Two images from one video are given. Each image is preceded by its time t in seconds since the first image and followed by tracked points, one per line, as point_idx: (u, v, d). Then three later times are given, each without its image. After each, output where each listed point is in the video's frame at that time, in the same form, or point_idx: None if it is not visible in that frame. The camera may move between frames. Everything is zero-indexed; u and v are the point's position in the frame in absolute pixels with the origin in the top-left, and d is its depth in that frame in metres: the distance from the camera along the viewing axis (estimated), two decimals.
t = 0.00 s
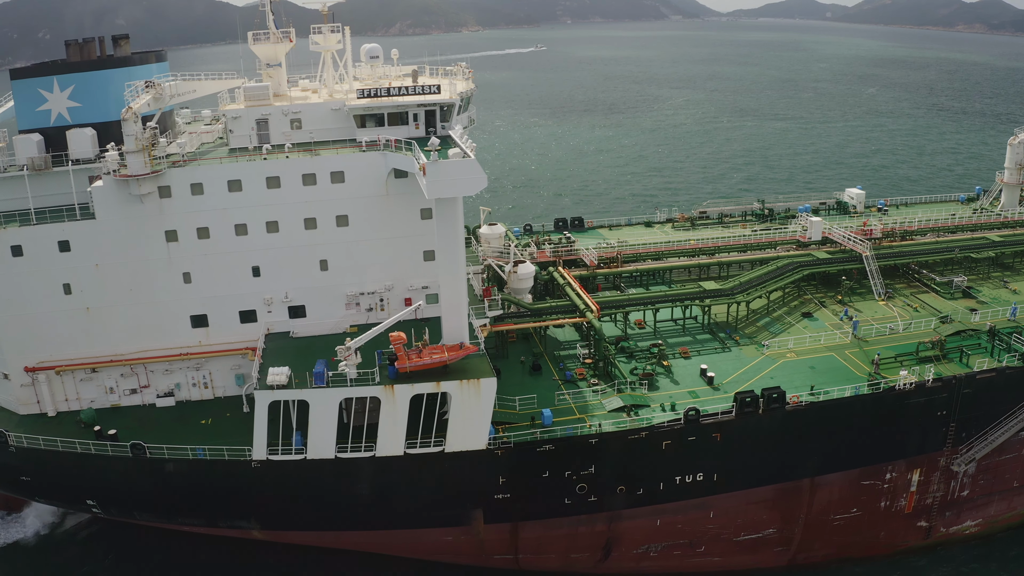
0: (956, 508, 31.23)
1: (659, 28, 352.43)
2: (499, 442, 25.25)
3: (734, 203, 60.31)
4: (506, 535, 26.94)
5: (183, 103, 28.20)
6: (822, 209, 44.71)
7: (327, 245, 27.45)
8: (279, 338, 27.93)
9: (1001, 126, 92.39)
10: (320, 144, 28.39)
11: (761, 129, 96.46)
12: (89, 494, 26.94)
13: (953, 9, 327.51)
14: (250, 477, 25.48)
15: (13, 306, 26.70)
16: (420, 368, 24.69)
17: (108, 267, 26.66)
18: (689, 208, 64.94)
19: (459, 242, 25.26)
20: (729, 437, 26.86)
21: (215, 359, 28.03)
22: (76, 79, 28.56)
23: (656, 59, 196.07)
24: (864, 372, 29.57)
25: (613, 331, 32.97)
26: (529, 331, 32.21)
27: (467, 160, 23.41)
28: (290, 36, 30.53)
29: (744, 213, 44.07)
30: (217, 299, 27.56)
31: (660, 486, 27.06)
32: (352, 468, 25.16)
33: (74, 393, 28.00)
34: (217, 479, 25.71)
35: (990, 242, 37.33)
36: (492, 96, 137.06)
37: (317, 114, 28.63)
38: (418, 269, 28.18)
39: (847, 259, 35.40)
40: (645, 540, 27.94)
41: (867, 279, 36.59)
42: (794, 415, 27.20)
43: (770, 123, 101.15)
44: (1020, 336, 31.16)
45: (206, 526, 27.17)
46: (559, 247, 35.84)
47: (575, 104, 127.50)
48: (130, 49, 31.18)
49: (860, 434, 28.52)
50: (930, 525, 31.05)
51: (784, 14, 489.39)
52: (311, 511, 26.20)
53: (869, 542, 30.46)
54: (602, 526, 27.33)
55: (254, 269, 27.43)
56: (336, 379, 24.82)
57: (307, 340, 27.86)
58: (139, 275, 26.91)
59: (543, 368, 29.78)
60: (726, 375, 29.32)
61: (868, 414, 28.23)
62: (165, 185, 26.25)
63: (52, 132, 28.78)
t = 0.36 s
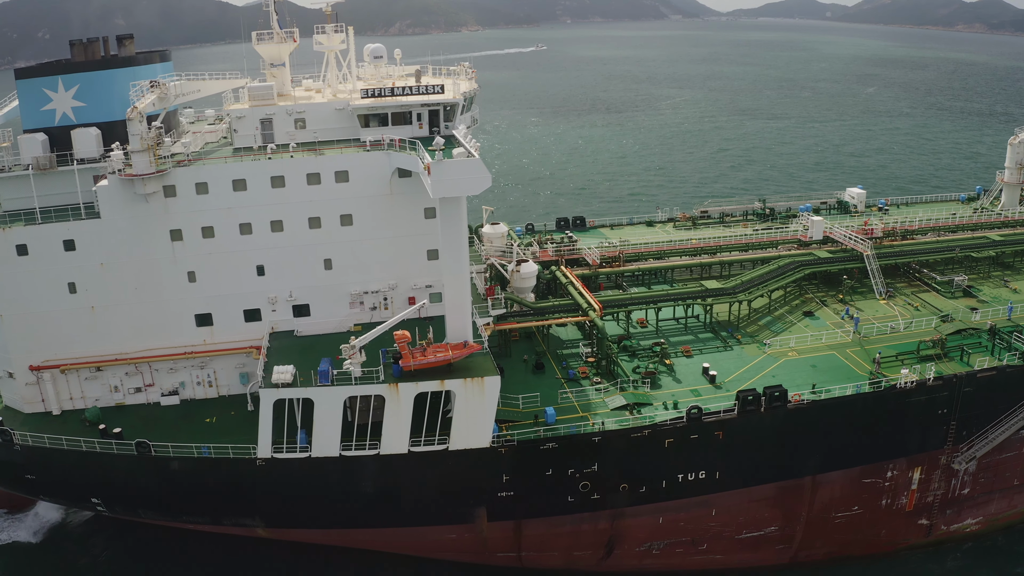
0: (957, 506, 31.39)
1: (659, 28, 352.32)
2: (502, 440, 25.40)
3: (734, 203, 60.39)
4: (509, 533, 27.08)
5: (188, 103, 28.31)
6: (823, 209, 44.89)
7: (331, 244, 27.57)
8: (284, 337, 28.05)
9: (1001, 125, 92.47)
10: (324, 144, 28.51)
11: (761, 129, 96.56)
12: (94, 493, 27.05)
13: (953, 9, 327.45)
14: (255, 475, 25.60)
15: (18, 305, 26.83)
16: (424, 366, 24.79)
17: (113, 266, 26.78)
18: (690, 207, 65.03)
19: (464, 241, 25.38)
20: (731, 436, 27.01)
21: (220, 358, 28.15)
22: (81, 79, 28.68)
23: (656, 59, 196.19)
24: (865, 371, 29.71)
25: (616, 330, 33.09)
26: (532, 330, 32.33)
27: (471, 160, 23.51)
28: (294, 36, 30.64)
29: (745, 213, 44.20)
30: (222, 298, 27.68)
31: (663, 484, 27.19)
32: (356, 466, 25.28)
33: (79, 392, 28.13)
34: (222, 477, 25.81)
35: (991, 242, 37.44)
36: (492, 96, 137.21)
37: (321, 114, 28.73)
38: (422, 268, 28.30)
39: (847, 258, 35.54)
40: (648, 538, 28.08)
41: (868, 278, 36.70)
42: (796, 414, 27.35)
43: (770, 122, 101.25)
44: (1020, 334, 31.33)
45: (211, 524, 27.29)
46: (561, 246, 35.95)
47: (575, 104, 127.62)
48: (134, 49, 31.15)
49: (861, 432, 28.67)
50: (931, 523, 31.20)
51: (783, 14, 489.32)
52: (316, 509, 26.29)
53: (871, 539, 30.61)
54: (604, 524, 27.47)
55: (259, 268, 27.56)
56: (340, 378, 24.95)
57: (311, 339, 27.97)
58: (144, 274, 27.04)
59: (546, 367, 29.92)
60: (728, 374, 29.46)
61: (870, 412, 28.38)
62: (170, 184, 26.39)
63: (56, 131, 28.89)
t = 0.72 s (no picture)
0: (955, 504, 31.51)
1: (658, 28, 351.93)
2: (501, 438, 25.53)
3: (734, 202, 60.44)
4: (508, 531, 27.21)
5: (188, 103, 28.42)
6: (822, 208, 44.94)
7: (331, 243, 27.68)
8: (284, 335, 28.17)
9: (1000, 125, 92.57)
10: (324, 143, 28.64)
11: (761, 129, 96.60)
12: (95, 490, 27.19)
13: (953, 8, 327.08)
14: (255, 472, 25.73)
15: (19, 304, 26.97)
16: (423, 364, 24.89)
17: (114, 265, 26.92)
18: (690, 207, 65.05)
19: (463, 241, 25.51)
20: (730, 434, 27.14)
21: (220, 356, 28.30)
22: (82, 78, 28.83)
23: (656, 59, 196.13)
24: (863, 369, 29.83)
25: (615, 329, 33.21)
26: (531, 329, 32.43)
27: (471, 158, 23.49)
28: (294, 36, 30.77)
29: (745, 212, 44.36)
30: (222, 297, 27.81)
31: (662, 482, 27.31)
32: (356, 464, 25.40)
33: (80, 390, 28.26)
34: (222, 475, 25.95)
35: (989, 241, 37.52)
36: (492, 96, 137.19)
37: (321, 114, 28.84)
38: (422, 267, 28.41)
39: (846, 257, 35.67)
40: (646, 535, 28.21)
41: (867, 277, 36.78)
42: (794, 412, 27.49)
43: (770, 121, 101.29)
44: (1018, 333, 31.50)
45: (211, 521, 27.42)
46: (561, 245, 35.90)
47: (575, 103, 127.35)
48: (135, 48, 31.12)
49: (859, 430, 28.80)
50: (928, 521, 31.33)
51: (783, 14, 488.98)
52: (315, 506, 26.40)
53: (868, 537, 30.74)
54: (603, 522, 27.61)
55: (259, 267, 27.69)
56: (340, 376, 25.06)
57: (311, 338, 28.09)
58: (145, 273, 27.18)
59: (545, 365, 30.04)
60: (727, 372, 29.58)
61: (868, 410, 28.51)
62: (171, 183, 26.52)
63: (58, 131, 29.04)
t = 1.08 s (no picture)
0: (949, 503, 31.58)
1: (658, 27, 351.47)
2: (495, 436, 25.65)
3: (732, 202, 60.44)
4: (502, 529, 27.34)
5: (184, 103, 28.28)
6: (819, 207, 44.79)
7: (326, 242, 27.80)
8: (279, 334, 28.29)
9: (999, 124, 92.49)
10: (319, 143, 28.78)
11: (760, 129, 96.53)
12: (91, 488, 27.32)
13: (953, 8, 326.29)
14: (250, 470, 25.87)
15: (16, 303, 27.10)
16: (417, 363, 24.98)
17: (110, 264, 27.06)
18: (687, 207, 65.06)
19: (458, 240, 25.63)
20: (723, 432, 27.25)
21: (216, 355, 28.42)
22: (78, 79, 28.94)
23: (655, 58, 195.59)
24: (857, 368, 29.88)
25: (609, 328, 33.32)
26: (525, 328, 32.54)
27: (464, 158, 23.56)
28: (289, 36, 30.93)
29: (741, 212, 44.59)
30: (218, 296, 27.92)
31: (655, 480, 27.42)
32: (350, 462, 25.50)
33: (76, 389, 28.39)
34: (217, 473, 26.06)
35: (985, 240, 37.51)
36: (491, 95, 137.13)
37: (316, 114, 28.97)
38: (416, 266, 28.51)
39: (841, 256, 35.79)
40: (640, 533, 28.33)
41: (861, 276, 36.87)
42: (788, 410, 27.60)
43: (769, 121, 101.22)
44: (1012, 332, 31.58)
45: (207, 519, 27.55)
46: (556, 245, 36.23)
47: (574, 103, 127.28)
48: (132, 48, 31.25)
49: (853, 429, 28.88)
50: (922, 520, 31.44)
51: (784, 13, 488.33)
52: (310, 505, 26.52)
53: (862, 535, 30.85)
54: (596, 520, 27.73)
55: (254, 266, 27.82)
56: (334, 374, 25.18)
57: (306, 336, 28.21)
58: (141, 272, 27.31)
59: (539, 364, 30.16)
60: (720, 371, 29.67)
61: (862, 409, 28.62)
62: (166, 183, 26.66)
63: (54, 131, 29.10)
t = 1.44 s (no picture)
0: (940, 502, 31.46)
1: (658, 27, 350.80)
2: (483, 434, 25.76)
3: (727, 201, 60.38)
4: (491, 526, 27.43)
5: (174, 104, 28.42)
6: (813, 206, 45.21)
7: (316, 242, 27.93)
8: (270, 333, 28.41)
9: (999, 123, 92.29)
10: (309, 142, 28.90)
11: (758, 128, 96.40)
12: (83, 486, 27.44)
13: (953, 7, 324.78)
14: (240, 468, 25.98)
15: (7, 302, 27.21)
16: (405, 361, 25.09)
17: (101, 263, 27.18)
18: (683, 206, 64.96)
19: (446, 240, 25.70)
20: (711, 430, 27.29)
21: (206, 353, 28.60)
22: (71, 79, 28.95)
23: (654, 58, 195.23)
24: (846, 367, 29.88)
25: (600, 327, 33.40)
26: (515, 326, 32.70)
27: (450, 157, 23.67)
28: (281, 36, 31.10)
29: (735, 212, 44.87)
30: (208, 295, 28.05)
31: (643, 478, 27.49)
32: (338, 460, 25.60)
33: (68, 387, 28.52)
34: (207, 471, 26.17)
35: (978, 238, 37.43)
36: (490, 95, 137.11)
37: (306, 113, 29.09)
38: (405, 265, 28.63)
39: (833, 254, 35.83)
40: (629, 532, 28.42)
41: (853, 275, 36.82)
42: (776, 409, 27.64)
43: (767, 120, 101.08)
44: (1003, 330, 31.50)
45: (197, 517, 27.67)
46: (548, 244, 36.60)
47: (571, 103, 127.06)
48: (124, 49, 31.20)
49: (841, 428, 28.89)
50: (913, 518, 31.38)
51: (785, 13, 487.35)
52: (300, 503, 26.63)
53: (852, 534, 30.84)
54: (585, 518, 27.81)
55: (245, 265, 27.95)
56: (323, 372, 25.27)
57: (296, 335, 28.34)
58: (133, 271, 27.42)
59: (529, 363, 30.31)
60: (709, 369, 29.77)
61: (850, 407, 28.63)
62: (157, 182, 26.75)
63: (47, 131, 29.17)
